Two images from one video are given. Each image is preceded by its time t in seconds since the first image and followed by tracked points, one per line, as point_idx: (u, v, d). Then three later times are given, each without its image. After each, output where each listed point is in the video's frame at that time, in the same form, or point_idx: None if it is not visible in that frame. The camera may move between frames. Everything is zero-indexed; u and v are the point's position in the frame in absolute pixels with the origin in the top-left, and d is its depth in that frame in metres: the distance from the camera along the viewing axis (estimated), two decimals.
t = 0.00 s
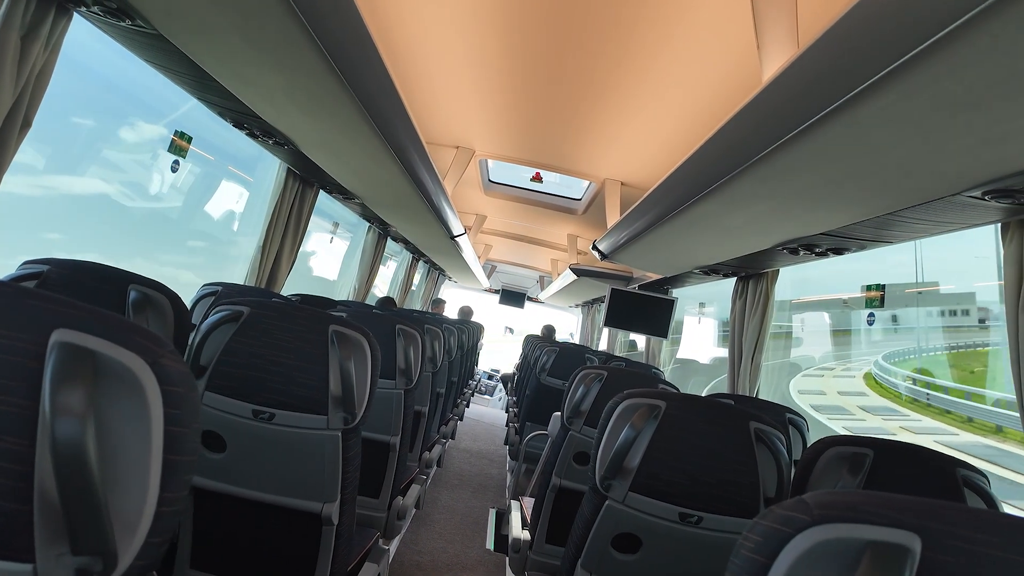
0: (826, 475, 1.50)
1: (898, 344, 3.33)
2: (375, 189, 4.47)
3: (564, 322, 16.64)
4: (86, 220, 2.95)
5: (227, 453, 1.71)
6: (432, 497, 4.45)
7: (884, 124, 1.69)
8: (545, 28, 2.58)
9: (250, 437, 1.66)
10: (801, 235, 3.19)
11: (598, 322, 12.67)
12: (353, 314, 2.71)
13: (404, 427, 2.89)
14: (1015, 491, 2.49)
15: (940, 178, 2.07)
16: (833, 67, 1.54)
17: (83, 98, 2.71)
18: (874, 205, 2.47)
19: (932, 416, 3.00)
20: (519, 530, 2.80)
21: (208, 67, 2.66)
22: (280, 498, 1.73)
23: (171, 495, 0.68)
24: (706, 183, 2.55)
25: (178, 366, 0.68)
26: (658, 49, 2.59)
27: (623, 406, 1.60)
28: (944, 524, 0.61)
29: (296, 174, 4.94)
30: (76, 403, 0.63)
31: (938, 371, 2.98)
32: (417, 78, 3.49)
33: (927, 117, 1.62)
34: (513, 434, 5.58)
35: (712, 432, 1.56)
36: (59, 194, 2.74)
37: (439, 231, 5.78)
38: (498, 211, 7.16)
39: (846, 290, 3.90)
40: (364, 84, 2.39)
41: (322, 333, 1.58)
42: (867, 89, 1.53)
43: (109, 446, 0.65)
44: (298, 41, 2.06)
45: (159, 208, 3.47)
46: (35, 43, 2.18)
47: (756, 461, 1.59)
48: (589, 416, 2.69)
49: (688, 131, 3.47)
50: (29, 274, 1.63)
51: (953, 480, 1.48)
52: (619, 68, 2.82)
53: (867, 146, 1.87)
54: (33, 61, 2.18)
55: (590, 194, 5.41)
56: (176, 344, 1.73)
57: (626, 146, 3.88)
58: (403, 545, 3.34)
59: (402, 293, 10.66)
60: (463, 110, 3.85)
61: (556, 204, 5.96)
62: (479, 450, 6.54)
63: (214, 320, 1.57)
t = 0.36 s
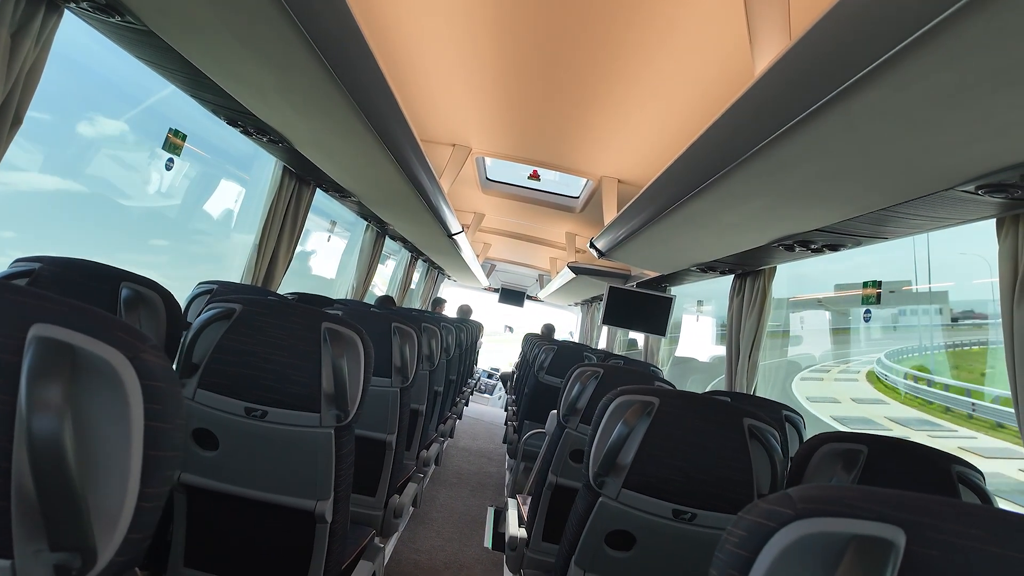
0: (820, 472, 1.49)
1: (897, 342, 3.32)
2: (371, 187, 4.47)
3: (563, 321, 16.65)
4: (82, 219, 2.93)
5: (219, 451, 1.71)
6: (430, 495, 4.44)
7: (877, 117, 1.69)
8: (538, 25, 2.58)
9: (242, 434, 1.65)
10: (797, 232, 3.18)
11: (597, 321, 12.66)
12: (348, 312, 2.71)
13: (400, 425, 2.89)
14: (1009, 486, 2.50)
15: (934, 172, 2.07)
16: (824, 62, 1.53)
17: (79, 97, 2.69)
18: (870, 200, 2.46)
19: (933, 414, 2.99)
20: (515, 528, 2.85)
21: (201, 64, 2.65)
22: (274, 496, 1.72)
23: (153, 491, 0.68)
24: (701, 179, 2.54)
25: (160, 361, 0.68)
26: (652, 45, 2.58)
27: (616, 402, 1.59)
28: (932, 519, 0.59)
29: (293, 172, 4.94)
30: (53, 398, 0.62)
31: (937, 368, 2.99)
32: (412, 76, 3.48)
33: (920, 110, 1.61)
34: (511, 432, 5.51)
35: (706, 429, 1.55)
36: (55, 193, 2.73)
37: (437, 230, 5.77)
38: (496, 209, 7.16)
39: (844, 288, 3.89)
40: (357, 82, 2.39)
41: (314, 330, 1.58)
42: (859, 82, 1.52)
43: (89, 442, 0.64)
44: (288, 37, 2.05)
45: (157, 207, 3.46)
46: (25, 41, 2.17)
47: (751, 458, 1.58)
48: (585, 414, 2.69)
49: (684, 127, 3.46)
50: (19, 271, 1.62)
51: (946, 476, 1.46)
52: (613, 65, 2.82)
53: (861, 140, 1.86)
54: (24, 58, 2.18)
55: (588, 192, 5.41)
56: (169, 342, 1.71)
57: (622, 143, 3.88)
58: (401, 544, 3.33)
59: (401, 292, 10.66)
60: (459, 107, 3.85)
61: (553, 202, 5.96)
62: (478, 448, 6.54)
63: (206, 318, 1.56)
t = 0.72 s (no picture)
0: (817, 468, 1.48)
1: (898, 339, 3.31)
2: (369, 185, 4.46)
3: (564, 319, 16.65)
4: (81, 218, 2.92)
5: (214, 449, 1.70)
6: (430, 494, 4.45)
7: (874, 110, 1.67)
8: (533, 20, 2.57)
9: (238, 433, 1.65)
10: (794, 228, 3.17)
11: (597, 318, 12.66)
12: (346, 310, 2.71)
13: (398, 424, 2.88)
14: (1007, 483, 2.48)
15: (932, 165, 2.05)
16: (817, 55, 1.52)
17: (74, 95, 2.68)
18: (868, 195, 2.45)
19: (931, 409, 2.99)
20: (516, 525, 2.85)
21: (195, 62, 2.64)
22: (270, 494, 1.72)
23: (140, 489, 0.68)
24: (698, 174, 2.53)
25: (145, 357, 0.68)
26: (647, 39, 2.57)
27: (612, 399, 1.58)
28: (922, 513, 0.59)
29: (290, 170, 4.93)
30: (37, 394, 0.61)
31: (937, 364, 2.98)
32: (409, 73, 3.47)
33: (916, 102, 1.60)
34: (511, 430, 5.52)
35: (701, 426, 1.55)
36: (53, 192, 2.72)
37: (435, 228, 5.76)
38: (495, 207, 7.15)
39: (844, 284, 3.88)
40: (352, 79, 2.38)
41: (308, 327, 1.57)
42: (855, 74, 1.50)
43: (74, 439, 0.64)
44: (281, 33, 2.04)
45: (155, 206, 3.45)
46: (17, 39, 2.18)
47: (748, 455, 1.57)
48: (583, 411, 2.69)
49: (681, 122, 3.44)
50: (13, 269, 1.61)
51: (945, 473, 1.45)
52: (608, 60, 2.81)
53: (857, 134, 1.85)
54: (16, 55, 2.19)
55: (586, 189, 5.40)
56: (164, 340, 1.72)
57: (619, 139, 3.87)
58: (400, 542, 3.33)
59: (400, 291, 10.66)
60: (455, 104, 3.84)
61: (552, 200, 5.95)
62: (479, 447, 6.54)
63: (201, 316, 1.56)
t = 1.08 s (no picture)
0: (824, 467, 1.47)
1: (902, 338, 3.30)
2: (372, 185, 4.46)
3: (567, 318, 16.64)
4: (84, 219, 2.92)
5: (220, 450, 1.70)
6: (434, 493, 4.45)
7: (880, 108, 1.66)
8: (536, 18, 2.56)
9: (244, 434, 1.65)
10: (799, 225, 3.16)
11: (600, 317, 12.65)
12: (350, 310, 2.71)
13: (403, 423, 2.88)
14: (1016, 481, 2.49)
15: (939, 163, 2.04)
16: (823, 51, 1.51)
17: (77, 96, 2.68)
18: (874, 192, 2.43)
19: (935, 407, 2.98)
20: (520, 525, 2.85)
21: (198, 62, 2.64)
22: (275, 495, 1.72)
23: (148, 490, 0.67)
24: (703, 172, 2.52)
25: (153, 358, 0.67)
26: (651, 37, 2.56)
27: (619, 398, 1.59)
28: (937, 513, 0.58)
29: (293, 170, 4.94)
30: (45, 396, 0.61)
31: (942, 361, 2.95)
32: (412, 72, 3.47)
33: (923, 100, 1.59)
34: (515, 429, 5.46)
35: (708, 424, 1.54)
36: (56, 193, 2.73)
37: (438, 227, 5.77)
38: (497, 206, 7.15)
39: (848, 282, 3.87)
40: (354, 78, 2.37)
41: (313, 327, 1.57)
42: (861, 72, 1.49)
43: (82, 440, 0.64)
44: (285, 34, 2.04)
45: (157, 206, 3.45)
46: (20, 41, 2.18)
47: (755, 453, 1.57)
48: (588, 410, 2.68)
49: (685, 120, 3.44)
50: (18, 271, 1.61)
51: (954, 472, 1.43)
52: (612, 58, 2.80)
53: (863, 131, 1.84)
54: (19, 57, 2.19)
55: (589, 187, 5.38)
56: (169, 341, 1.72)
57: (622, 138, 3.86)
58: (405, 541, 3.34)
59: (403, 291, 10.66)
60: (458, 103, 3.83)
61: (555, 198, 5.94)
62: (482, 446, 6.54)
63: (206, 315, 1.56)
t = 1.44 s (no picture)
0: (836, 469, 1.46)
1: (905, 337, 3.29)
2: (377, 186, 4.47)
3: (570, 317, 16.64)
4: (88, 220, 2.93)
5: (231, 452, 1.70)
6: (439, 493, 4.46)
7: (894, 109, 1.65)
8: (545, 18, 2.55)
9: (254, 436, 1.65)
10: (807, 225, 3.14)
11: (604, 317, 12.63)
12: (356, 311, 2.70)
13: (410, 424, 2.88)
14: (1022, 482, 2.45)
15: (952, 164, 2.02)
16: (837, 53, 1.50)
17: (83, 98, 2.69)
18: (885, 193, 2.42)
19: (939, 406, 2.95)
20: (527, 526, 2.83)
21: (206, 63, 2.64)
22: (285, 497, 1.72)
23: (169, 497, 0.67)
24: (712, 173, 2.51)
25: (175, 365, 0.67)
26: (660, 38, 2.55)
27: (630, 400, 1.59)
28: (967, 521, 0.57)
29: (298, 171, 4.94)
30: (69, 404, 0.61)
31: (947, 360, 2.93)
32: (419, 72, 3.47)
33: (939, 101, 1.57)
34: (519, 429, 5.45)
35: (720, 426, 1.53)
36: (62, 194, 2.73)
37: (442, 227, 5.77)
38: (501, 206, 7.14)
39: (854, 281, 3.85)
40: (363, 80, 2.37)
41: (324, 329, 1.57)
42: (877, 73, 1.48)
43: (105, 447, 0.64)
44: (296, 35, 2.04)
45: (161, 207, 3.46)
46: (30, 42, 2.19)
47: (766, 454, 1.56)
48: (596, 411, 2.68)
49: (692, 121, 3.42)
50: (28, 274, 1.61)
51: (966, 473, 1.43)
52: (620, 58, 2.79)
53: (876, 132, 1.82)
54: (29, 59, 2.19)
55: (594, 187, 5.37)
56: (179, 343, 1.72)
57: (629, 138, 3.85)
58: (411, 541, 3.34)
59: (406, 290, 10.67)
60: (464, 103, 3.83)
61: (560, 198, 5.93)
62: (487, 446, 6.54)
63: (216, 318, 1.55)
